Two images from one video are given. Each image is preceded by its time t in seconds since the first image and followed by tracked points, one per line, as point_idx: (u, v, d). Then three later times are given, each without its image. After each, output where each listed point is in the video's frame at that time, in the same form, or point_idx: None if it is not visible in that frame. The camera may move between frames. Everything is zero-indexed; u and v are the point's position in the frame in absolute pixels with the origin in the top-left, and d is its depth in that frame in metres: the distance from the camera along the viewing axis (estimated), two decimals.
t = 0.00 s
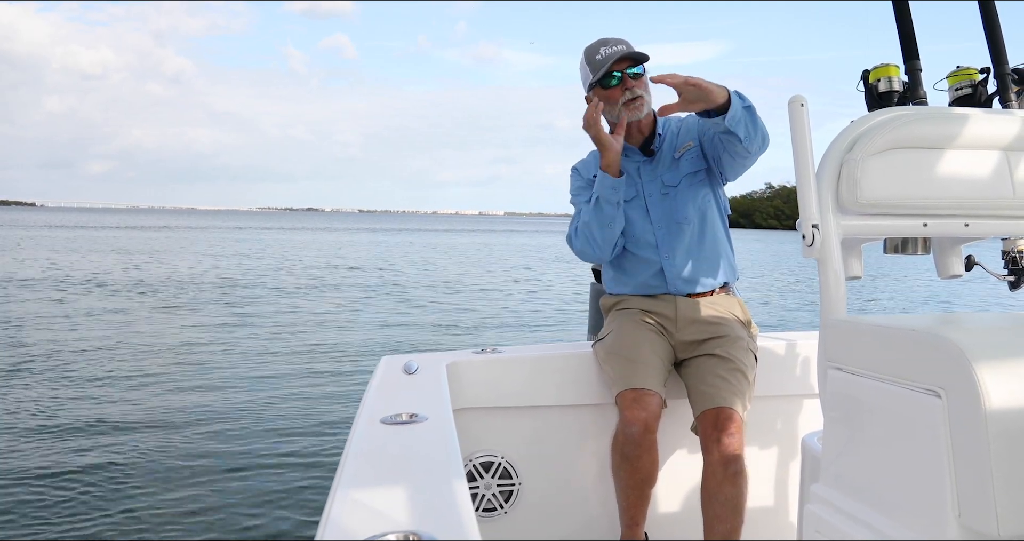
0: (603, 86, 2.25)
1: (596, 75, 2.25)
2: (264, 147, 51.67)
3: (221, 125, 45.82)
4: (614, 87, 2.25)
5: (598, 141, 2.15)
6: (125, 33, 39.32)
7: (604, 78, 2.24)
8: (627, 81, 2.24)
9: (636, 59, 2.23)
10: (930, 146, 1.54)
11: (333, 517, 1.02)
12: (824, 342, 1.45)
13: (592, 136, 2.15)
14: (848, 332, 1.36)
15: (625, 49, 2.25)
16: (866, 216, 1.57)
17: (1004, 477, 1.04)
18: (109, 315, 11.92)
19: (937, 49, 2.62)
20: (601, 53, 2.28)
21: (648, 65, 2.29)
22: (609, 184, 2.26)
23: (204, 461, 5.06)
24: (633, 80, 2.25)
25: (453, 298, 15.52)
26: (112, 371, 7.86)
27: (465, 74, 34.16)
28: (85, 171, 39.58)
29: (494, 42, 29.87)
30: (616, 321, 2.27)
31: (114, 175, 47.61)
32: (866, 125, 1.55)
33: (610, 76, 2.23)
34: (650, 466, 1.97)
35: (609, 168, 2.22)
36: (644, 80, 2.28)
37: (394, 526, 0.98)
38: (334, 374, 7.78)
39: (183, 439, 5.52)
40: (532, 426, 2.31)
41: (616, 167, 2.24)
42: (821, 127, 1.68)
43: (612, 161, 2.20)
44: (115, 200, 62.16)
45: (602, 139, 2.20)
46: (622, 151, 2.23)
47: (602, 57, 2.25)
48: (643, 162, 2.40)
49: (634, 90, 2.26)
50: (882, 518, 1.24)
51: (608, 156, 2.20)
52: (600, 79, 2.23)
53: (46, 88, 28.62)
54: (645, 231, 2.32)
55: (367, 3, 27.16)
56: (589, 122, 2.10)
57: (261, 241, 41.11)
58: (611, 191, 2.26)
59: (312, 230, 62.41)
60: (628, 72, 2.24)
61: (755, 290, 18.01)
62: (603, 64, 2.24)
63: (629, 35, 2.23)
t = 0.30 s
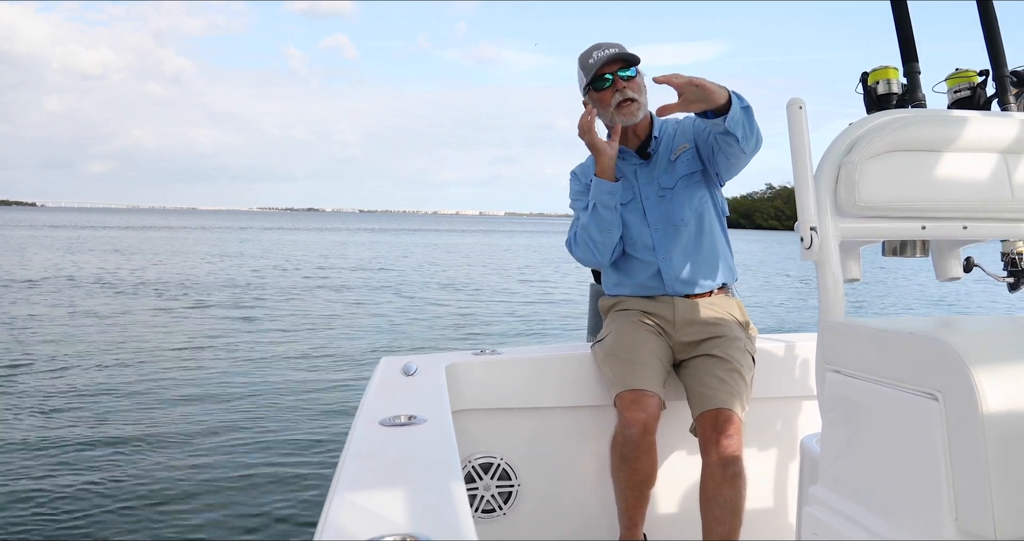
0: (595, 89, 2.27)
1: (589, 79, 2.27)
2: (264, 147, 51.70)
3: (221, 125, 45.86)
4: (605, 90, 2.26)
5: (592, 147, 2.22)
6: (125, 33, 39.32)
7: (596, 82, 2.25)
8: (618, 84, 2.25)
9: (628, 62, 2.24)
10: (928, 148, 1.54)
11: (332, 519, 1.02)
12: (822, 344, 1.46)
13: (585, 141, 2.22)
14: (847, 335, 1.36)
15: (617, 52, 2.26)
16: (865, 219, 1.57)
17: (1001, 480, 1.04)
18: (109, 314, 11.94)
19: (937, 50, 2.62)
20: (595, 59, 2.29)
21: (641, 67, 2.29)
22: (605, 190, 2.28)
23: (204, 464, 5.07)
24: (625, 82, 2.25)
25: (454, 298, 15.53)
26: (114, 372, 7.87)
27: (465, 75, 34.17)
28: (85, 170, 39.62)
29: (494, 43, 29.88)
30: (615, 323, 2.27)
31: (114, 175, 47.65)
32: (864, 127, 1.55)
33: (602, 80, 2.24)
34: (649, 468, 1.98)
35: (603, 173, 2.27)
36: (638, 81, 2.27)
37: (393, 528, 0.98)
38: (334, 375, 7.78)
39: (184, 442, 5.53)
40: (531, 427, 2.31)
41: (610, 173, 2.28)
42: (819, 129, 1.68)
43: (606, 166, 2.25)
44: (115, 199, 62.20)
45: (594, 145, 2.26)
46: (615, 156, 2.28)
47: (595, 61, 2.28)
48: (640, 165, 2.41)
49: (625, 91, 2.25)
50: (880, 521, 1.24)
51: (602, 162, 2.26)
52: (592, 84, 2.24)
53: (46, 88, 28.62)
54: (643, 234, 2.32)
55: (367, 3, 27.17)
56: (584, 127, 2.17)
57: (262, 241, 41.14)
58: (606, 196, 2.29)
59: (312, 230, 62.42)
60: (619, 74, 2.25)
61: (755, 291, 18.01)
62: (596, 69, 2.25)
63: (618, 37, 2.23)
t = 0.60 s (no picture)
0: (593, 89, 2.27)
1: (587, 79, 2.27)
2: (264, 147, 51.75)
3: (220, 125, 45.95)
4: (602, 89, 2.27)
5: (592, 149, 2.23)
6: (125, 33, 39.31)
7: (593, 82, 2.25)
8: (615, 82, 2.25)
9: (624, 60, 2.24)
10: (928, 149, 1.54)
11: (330, 521, 1.02)
12: (821, 344, 1.46)
13: (586, 143, 2.21)
14: (845, 336, 1.36)
15: (614, 52, 2.26)
16: (865, 220, 1.57)
17: (999, 479, 1.04)
18: (110, 314, 11.94)
19: (937, 50, 2.62)
20: (591, 59, 2.30)
21: (638, 67, 2.30)
22: (606, 192, 2.28)
23: (204, 465, 5.06)
24: (622, 81, 2.26)
25: (454, 298, 15.55)
26: (114, 371, 7.88)
27: (465, 75, 34.19)
28: (85, 171, 39.59)
29: (494, 43, 29.89)
30: (614, 322, 2.27)
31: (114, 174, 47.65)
32: (864, 128, 1.55)
33: (599, 79, 2.24)
34: (648, 467, 1.97)
35: (605, 175, 2.27)
36: (635, 80, 2.28)
37: (390, 528, 0.98)
38: (334, 374, 7.79)
39: (183, 442, 5.52)
40: (530, 426, 2.31)
41: (612, 175, 2.28)
42: (819, 128, 1.68)
43: (607, 167, 2.25)
44: (116, 199, 62.18)
45: (595, 147, 2.26)
46: (617, 157, 2.28)
47: (591, 61, 2.28)
48: (639, 166, 2.41)
49: (623, 90, 2.25)
50: (878, 523, 1.24)
51: (603, 164, 2.26)
52: (590, 84, 2.25)
53: (45, 88, 28.57)
54: (643, 234, 2.33)
55: (367, 3, 27.18)
56: (583, 128, 2.16)
57: (262, 240, 41.10)
58: (607, 197, 2.28)
59: (312, 230, 62.38)
60: (616, 74, 2.26)
61: (755, 291, 18.01)
62: (592, 69, 2.26)
63: (613, 38, 2.24)
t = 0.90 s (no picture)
0: (595, 91, 2.27)
1: (590, 80, 2.26)
2: (264, 147, 51.72)
3: (220, 125, 45.94)
4: (605, 91, 2.26)
5: (594, 149, 2.22)
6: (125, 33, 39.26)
7: (596, 83, 2.25)
8: (618, 85, 2.25)
9: (628, 63, 2.24)
10: (928, 149, 1.54)
11: (330, 520, 1.02)
12: (820, 343, 1.46)
13: (587, 144, 2.21)
14: (846, 335, 1.36)
15: (618, 53, 2.26)
16: (866, 220, 1.56)
17: (999, 477, 1.04)
18: (109, 314, 11.94)
19: (937, 50, 2.62)
20: (595, 59, 2.29)
21: (642, 68, 2.29)
22: (608, 195, 2.28)
23: (203, 465, 5.06)
24: (625, 83, 2.25)
25: (453, 298, 15.55)
26: (114, 371, 7.88)
27: (465, 75, 34.17)
28: (85, 171, 39.57)
29: (493, 42, 29.84)
30: (615, 322, 2.27)
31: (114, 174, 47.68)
32: (865, 126, 1.55)
33: (602, 81, 2.24)
34: (648, 467, 1.98)
35: (608, 178, 2.27)
36: (638, 82, 2.28)
37: (390, 528, 0.98)
38: (333, 375, 7.78)
39: (182, 442, 5.52)
40: (530, 426, 2.31)
41: (614, 177, 2.28)
42: (819, 128, 1.68)
43: (610, 169, 2.25)
44: (116, 199, 62.17)
45: (598, 149, 2.25)
46: (618, 159, 2.28)
47: (595, 63, 2.28)
48: (639, 167, 2.41)
49: (625, 92, 2.25)
50: (879, 523, 1.23)
51: (605, 165, 2.26)
52: (592, 85, 2.24)
53: (45, 88, 28.54)
54: (644, 234, 2.33)
55: (367, 3, 27.18)
56: (586, 130, 2.16)
57: (262, 240, 41.11)
58: (610, 199, 2.28)
59: (312, 230, 62.39)
60: (619, 76, 2.25)
61: (754, 291, 18.01)
62: (596, 70, 2.25)
63: (618, 40, 2.23)
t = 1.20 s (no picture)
0: (594, 89, 2.26)
1: (589, 78, 2.26)
2: (264, 147, 51.71)
3: (220, 125, 45.95)
4: (605, 90, 2.26)
5: (595, 150, 2.22)
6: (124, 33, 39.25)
7: (595, 81, 2.24)
8: (618, 83, 2.24)
9: (628, 62, 2.23)
10: (928, 148, 1.54)
11: (330, 519, 1.02)
12: (820, 343, 1.46)
13: (587, 144, 2.21)
14: (845, 334, 1.36)
15: (617, 53, 2.26)
16: (863, 220, 1.57)
17: (996, 475, 1.04)
18: (109, 314, 11.93)
19: (937, 49, 2.62)
20: (595, 58, 2.29)
21: (641, 67, 2.29)
22: (607, 197, 2.28)
23: (204, 464, 5.07)
24: (624, 81, 2.25)
25: (453, 298, 15.56)
26: (114, 371, 7.89)
27: (465, 75, 34.17)
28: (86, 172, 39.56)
29: (493, 42, 29.81)
30: (613, 322, 2.27)
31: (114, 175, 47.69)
32: (864, 126, 1.55)
33: (602, 80, 2.24)
34: (648, 466, 1.98)
35: (607, 179, 2.26)
36: (637, 82, 2.27)
37: (388, 528, 0.98)
38: (333, 375, 7.78)
39: (182, 442, 5.52)
40: (529, 426, 2.31)
41: (614, 178, 2.28)
42: (818, 128, 1.68)
43: (610, 170, 2.25)
44: (116, 199, 62.11)
45: (599, 149, 2.25)
46: (618, 159, 2.28)
47: (595, 60, 2.27)
48: (638, 167, 2.41)
49: (624, 91, 2.25)
50: (879, 522, 1.24)
51: (605, 165, 2.26)
52: (592, 84, 2.24)
53: (45, 88, 28.52)
54: (643, 235, 2.33)
55: (367, 3, 27.19)
56: (585, 131, 2.16)
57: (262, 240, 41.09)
58: (610, 200, 2.28)
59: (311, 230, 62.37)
60: (619, 75, 2.25)
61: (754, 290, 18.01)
62: (596, 69, 2.25)
63: (618, 38, 2.23)
